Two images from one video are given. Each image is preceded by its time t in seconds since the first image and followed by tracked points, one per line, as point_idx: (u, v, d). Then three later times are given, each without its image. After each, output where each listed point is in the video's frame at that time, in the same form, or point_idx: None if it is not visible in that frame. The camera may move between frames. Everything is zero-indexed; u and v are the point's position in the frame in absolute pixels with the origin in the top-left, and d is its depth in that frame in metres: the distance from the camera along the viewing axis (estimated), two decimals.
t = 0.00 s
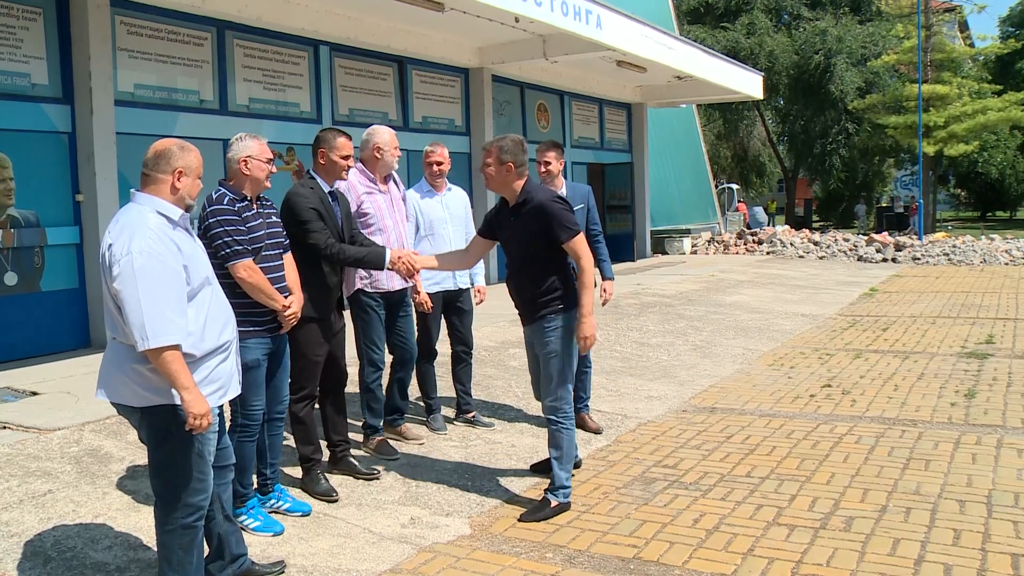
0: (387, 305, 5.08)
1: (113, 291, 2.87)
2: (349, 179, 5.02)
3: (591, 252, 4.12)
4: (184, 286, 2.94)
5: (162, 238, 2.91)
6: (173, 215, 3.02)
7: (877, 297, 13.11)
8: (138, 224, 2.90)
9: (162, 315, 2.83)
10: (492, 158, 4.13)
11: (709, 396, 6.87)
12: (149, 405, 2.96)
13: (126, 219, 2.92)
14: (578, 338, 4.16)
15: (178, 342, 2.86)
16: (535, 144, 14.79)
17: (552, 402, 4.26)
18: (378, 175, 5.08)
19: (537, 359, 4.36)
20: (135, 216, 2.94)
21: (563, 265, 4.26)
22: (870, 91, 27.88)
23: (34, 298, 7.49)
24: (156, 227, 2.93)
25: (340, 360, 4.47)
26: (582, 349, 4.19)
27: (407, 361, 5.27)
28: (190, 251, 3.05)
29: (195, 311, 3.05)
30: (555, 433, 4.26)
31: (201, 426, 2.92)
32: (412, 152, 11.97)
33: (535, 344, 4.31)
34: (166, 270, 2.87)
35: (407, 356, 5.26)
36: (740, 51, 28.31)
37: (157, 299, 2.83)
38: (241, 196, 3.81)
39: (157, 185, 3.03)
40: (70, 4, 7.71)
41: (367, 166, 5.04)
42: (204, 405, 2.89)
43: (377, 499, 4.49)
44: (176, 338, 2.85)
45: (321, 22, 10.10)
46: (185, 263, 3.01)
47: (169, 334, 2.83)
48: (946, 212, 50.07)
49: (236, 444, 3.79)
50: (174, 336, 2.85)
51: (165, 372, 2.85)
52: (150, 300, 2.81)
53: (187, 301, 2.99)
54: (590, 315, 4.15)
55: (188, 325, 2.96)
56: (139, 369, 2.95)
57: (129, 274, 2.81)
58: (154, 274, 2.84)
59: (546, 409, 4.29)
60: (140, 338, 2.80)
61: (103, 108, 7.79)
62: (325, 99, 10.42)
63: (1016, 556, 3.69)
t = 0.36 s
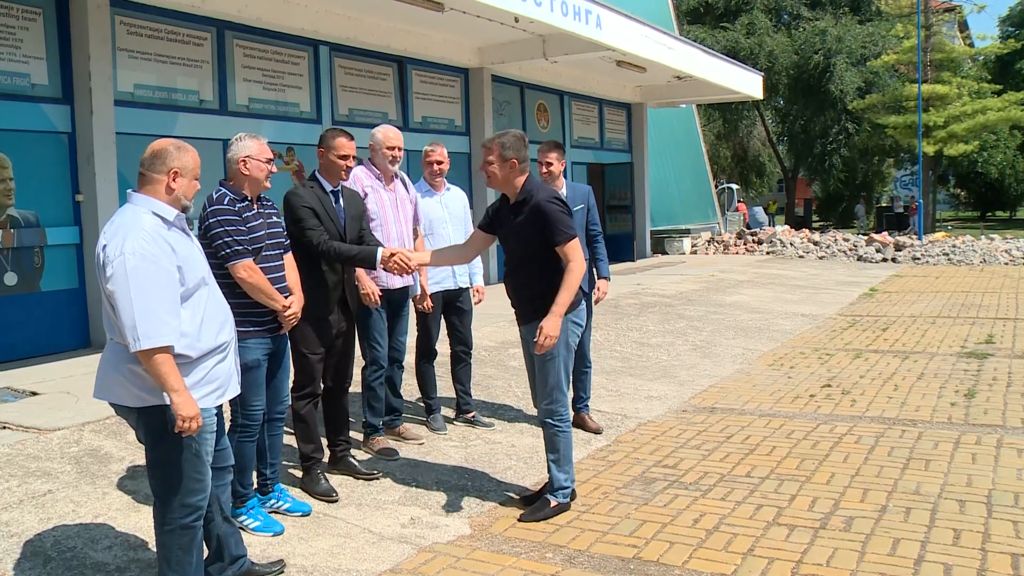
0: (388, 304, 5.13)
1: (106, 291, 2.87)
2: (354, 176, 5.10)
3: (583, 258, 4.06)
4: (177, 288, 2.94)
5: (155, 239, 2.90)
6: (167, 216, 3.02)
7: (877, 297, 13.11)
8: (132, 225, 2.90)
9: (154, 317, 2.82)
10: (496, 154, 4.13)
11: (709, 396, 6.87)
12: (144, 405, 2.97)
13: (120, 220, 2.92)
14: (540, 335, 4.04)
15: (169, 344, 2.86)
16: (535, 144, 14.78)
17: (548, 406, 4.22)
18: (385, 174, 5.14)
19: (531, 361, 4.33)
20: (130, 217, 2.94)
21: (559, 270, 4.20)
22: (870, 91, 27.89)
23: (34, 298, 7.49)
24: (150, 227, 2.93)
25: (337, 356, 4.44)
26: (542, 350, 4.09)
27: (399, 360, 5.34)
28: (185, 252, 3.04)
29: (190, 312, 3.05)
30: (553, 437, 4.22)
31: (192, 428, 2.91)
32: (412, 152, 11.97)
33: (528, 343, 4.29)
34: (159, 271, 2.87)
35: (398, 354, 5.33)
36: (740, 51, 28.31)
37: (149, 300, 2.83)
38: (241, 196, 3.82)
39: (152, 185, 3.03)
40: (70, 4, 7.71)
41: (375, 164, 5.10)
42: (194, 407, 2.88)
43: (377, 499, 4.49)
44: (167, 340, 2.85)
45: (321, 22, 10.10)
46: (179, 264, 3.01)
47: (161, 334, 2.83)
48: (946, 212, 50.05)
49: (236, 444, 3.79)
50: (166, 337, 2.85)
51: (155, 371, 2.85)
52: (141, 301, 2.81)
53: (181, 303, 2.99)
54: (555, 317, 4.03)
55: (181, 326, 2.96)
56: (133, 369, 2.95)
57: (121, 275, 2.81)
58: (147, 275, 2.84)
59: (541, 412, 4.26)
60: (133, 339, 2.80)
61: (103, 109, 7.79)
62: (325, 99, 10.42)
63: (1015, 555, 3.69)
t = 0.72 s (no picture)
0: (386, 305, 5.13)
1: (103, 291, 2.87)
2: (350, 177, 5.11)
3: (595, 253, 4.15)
4: (173, 287, 2.94)
5: (151, 238, 2.90)
6: (164, 215, 3.02)
7: (877, 297, 13.10)
8: (128, 226, 2.90)
9: (149, 317, 2.82)
10: (499, 153, 4.10)
11: (709, 396, 6.87)
12: (142, 405, 2.97)
13: (117, 220, 2.93)
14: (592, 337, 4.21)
15: (165, 344, 2.85)
16: (535, 145, 14.78)
17: (522, 405, 4.04)
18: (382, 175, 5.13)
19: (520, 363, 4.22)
20: (126, 216, 2.94)
21: (565, 267, 4.26)
22: (870, 91, 27.88)
23: (33, 298, 7.49)
24: (146, 227, 2.93)
25: (350, 358, 4.49)
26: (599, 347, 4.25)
27: (397, 359, 5.32)
28: (182, 251, 3.04)
29: (187, 311, 3.05)
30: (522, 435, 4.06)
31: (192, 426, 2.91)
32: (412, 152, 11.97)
33: (523, 346, 4.20)
34: (155, 271, 2.87)
35: (396, 354, 5.32)
36: (740, 51, 28.31)
37: (144, 300, 2.82)
38: (245, 197, 3.85)
39: (148, 185, 3.04)
40: (70, 4, 7.71)
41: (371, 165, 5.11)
42: (192, 407, 2.87)
43: (377, 499, 4.49)
44: (163, 340, 2.84)
45: (321, 22, 10.10)
46: (175, 264, 3.01)
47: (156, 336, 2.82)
48: (946, 213, 50.04)
49: (237, 444, 3.78)
50: (161, 336, 2.84)
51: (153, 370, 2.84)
52: (137, 301, 2.81)
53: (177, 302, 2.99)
54: (600, 316, 4.18)
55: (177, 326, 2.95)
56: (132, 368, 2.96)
57: (117, 275, 2.81)
58: (143, 275, 2.84)
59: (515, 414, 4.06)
60: (128, 338, 2.80)
61: (103, 109, 7.79)
62: (325, 99, 10.42)
63: (1016, 556, 3.69)
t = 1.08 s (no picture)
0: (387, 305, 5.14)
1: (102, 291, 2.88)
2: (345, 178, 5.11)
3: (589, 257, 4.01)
4: (172, 287, 2.93)
5: (150, 238, 2.90)
6: (163, 214, 3.02)
7: (877, 297, 13.10)
8: (127, 226, 2.90)
9: (148, 316, 2.82)
10: (486, 157, 3.87)
11: (709, 396, 6.87)
12: (141, 404, 2.96)
13: (117, 221, 2.93)
14: (584, 345, 4.09)
15: (164, 344, 2.85)
16: (535, 145, 14.78)
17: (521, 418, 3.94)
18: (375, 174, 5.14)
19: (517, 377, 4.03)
20: (125, 217, 2.94)
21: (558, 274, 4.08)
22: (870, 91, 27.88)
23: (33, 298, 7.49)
24: (145, 227, 2.93)
25: (354, 359, 4.52)
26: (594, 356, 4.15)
27: (395, 361, 5.27)
28: (181, 251, 3.04)
29: (186, 311, 3.04)
30: (522, 457, 3.91)
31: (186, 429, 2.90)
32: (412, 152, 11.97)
33: (519, 361, 4.01)
34: (153, 271, 2.86)
35: (394, 357, 5.27)
36: (740, 51, 28.30)
37: (144, 298, 2.83)
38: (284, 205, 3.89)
39: (146, 185, 3.04)
40: (70, 4, 7.71)
41: (364, 164, 5.14)
42: (189, 408, 2.87)
43: (377, 499, 4.49)
44: (161, 340, 2.84)
45: (322, 22, 10.11)
46: (175, 264, 3.00)
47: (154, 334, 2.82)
48: (946, 213, 50.05)
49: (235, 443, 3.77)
50: (159, 337, 2.84)
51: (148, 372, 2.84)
52: (135, 302, 2.80)
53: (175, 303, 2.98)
54: (596, 324, 4.07)
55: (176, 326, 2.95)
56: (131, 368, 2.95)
57: (116, 275, 2.81)
58: (141, 275, 2.83)
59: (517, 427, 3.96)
60: (127, 339, 2.79)
61: (104, 109, 7.79)
62: (325, 99, 10.42)
63: (1016, 556, 3.69)
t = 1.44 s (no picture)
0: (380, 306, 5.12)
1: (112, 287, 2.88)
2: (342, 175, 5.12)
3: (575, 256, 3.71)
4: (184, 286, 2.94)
5: (163, 237, 2.91)
6: (174, 216, 3.02)
7: (878, 297, 13.10)
8: (138, 225, 2.90)
9: (160, 313, 2.83)
10: (470, 151, 3.73)
11: (709, 396, 6.87)
12: (147, 401, 2.97)
13: (129, 219, 2.94)
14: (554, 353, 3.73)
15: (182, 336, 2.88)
16: (535, 144, 14.79)
17: (521, 425, 3.86)
18: (371, 174, 5.20)
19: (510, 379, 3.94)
20: (136, 216, 2.95)
21: (547, 275, 3.87)
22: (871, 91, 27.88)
23: (34, 298, 7.49)
24: (157, 226, 2.94)
25: (350, 358, 4.54)
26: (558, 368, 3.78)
27: (393, 363, 5.27)
28: (192, 252, 3.05)
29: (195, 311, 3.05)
30: (525, 463, 3.87)
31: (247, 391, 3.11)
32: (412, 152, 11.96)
33: (508, 361, 3.90)
34: (165, 270, 2.87)
35: (393, 357, 5.26)
36: (741, 51, 28.29)
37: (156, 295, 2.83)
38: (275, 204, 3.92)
39: (159, 185, 3.05)
40: (71, 4, 7.72)
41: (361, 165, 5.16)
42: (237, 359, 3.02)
43: (377, 499, 4.49)
44: (176, 334, 2.86)
45: (322, 22, 10.11)
46: (186, 264, 3.01)
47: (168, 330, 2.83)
48: (946, 213, 50.04)
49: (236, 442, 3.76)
50: (174, 332, 2.85)
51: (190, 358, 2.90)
52: (149, 298, 2.82)
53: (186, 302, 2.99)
54: (569, 327, 3.74)
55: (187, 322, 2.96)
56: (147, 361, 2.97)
57: (129, 273, 2.81)
58: (155, 273, 2.84)
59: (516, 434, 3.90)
60: (142, 335, 2.81)
61: (105, 109, 7.79)
62: (325, 99, 10.42)
63: (1016, 556, 3.68)
